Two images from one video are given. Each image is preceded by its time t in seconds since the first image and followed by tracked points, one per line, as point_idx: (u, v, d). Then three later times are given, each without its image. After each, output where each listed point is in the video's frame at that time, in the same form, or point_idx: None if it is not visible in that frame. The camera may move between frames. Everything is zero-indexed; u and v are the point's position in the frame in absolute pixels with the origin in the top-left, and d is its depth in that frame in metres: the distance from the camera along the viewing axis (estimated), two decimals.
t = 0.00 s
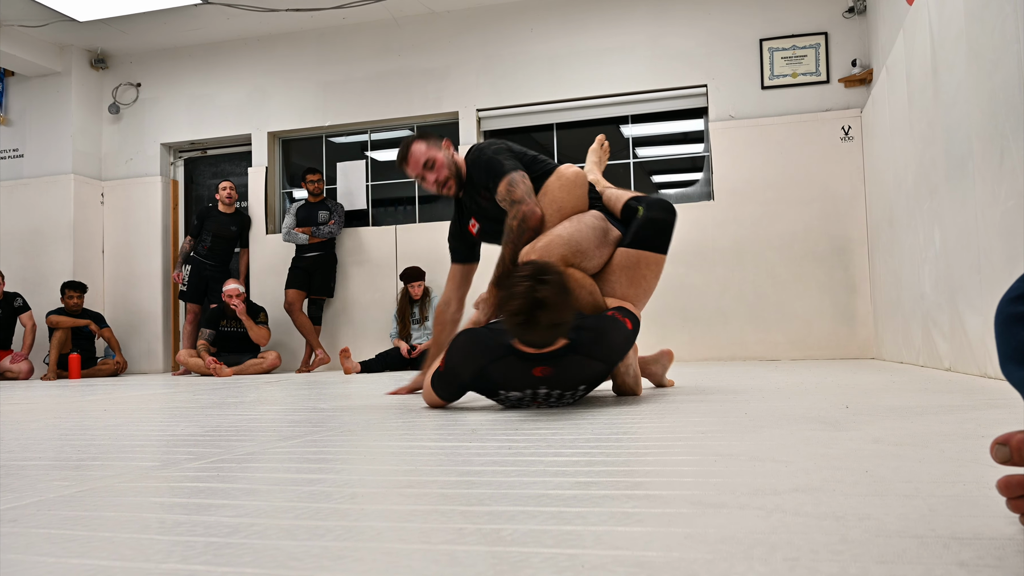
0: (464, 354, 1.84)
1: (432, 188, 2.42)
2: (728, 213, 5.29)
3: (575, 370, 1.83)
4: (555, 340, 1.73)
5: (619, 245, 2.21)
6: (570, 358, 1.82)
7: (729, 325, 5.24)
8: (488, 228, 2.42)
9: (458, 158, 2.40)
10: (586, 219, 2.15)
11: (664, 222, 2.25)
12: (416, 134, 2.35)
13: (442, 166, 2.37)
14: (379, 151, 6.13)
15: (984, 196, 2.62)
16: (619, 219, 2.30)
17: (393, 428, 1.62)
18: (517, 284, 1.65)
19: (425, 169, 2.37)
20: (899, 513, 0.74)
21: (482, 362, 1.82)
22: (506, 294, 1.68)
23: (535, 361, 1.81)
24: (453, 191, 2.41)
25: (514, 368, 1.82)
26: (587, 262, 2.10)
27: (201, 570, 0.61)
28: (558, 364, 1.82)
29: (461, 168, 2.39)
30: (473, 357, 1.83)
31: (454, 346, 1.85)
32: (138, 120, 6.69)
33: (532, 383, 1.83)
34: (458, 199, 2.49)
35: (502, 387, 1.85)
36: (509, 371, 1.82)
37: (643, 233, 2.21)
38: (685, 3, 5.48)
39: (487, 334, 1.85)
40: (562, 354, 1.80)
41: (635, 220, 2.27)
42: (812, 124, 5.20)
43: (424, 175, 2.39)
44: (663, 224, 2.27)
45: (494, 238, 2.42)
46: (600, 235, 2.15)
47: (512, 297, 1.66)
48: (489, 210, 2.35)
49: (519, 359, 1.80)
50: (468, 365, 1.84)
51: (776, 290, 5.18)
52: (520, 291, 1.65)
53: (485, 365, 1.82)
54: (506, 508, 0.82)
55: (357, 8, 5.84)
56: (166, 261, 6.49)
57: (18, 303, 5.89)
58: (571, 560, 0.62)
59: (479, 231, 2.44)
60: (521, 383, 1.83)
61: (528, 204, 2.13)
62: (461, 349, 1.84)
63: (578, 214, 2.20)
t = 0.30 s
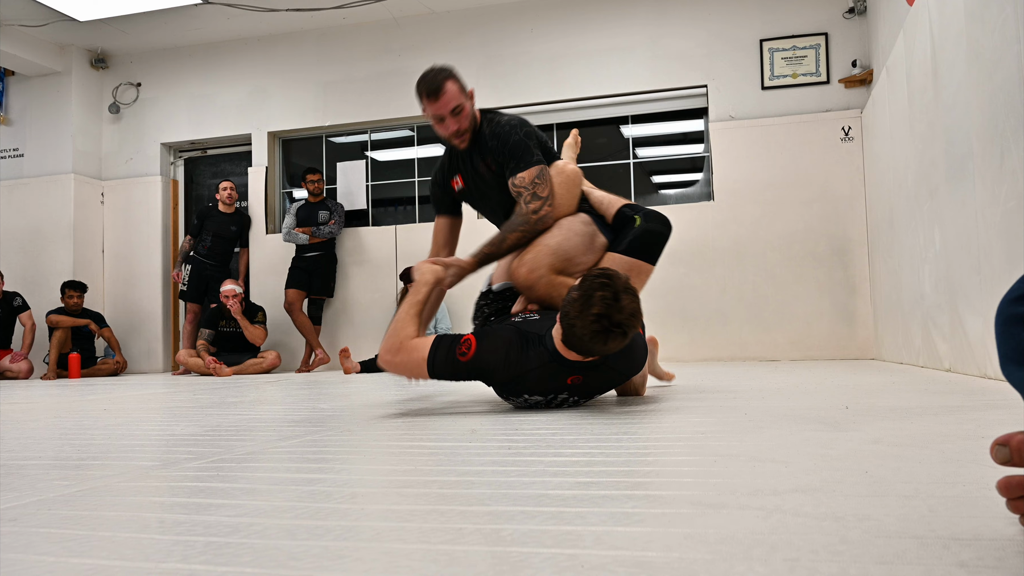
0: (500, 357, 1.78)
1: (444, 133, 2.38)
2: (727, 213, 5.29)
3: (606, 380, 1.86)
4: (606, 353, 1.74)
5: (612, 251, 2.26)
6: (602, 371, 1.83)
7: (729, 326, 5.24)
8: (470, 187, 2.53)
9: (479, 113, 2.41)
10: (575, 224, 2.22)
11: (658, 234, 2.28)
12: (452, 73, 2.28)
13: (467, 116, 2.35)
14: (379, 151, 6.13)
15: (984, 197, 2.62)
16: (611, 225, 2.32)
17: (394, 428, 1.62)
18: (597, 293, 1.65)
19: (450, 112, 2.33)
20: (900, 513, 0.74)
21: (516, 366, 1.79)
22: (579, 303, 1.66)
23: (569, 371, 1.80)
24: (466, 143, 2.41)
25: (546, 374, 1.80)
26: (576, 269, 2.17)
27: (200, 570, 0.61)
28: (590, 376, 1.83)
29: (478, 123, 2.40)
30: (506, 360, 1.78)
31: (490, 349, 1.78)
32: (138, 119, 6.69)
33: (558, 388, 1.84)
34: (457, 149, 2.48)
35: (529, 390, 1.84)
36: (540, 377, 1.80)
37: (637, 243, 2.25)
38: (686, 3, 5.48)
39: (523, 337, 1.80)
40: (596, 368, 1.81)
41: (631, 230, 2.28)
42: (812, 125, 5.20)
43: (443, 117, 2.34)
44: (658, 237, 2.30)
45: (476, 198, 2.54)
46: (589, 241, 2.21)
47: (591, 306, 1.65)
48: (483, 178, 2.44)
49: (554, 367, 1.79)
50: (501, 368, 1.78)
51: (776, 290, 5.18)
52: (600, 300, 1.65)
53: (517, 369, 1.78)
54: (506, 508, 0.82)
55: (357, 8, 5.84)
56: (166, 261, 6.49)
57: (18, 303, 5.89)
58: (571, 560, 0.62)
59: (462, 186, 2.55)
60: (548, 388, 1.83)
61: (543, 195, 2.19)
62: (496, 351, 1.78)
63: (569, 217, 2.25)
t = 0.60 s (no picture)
0: (508, 369, 1.78)
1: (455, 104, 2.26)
2: (727, 212, 5.29)
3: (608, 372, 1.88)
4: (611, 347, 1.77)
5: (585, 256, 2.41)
6: (606, 363, 1.85)
7: (729, 325, 5.24)
8: (461, 159, 2.45)
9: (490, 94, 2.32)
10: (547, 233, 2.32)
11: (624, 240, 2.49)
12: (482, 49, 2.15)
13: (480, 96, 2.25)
14: (379, 150, 6.13)
15: (984, 196, 2.62)
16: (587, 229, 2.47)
17: (392, 427, 1.62)
18: (604, 286, 1.69)
19: (469, 89, 2.22)
20: (900, 512, 0.74)
21: (523, 374, 1.78)
22: (587, 298, 1.69)
23: (576, 369, 1.81)
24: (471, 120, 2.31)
25: (554, 376, 1.81)
26: (546, 276, 2.30)
27: (202, 568, 0.62)
28: (595, 369, 1.85)
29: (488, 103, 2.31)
30: (514, 371, 1.77)
31: (497, 362, 1.77)
32: (138, 119, 6.68)
33: (566, 388, 1.85)
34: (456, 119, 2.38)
35: (540, 395, 1.84)
36: (548, 381, 1.81)
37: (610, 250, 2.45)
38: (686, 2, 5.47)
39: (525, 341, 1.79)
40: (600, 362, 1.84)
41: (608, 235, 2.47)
42: (813, 124, 5.20)
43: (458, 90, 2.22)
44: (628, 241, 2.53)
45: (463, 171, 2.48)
46: (561, 248, 2.33)
47: (600, 301, 1.69)
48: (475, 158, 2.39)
49: (561, 368, 1.80)
50: (510, 380, 1.78)
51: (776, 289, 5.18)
52: (608, 293, 1.70)
53: (526, 377, 1.78)
54: (507, 507, 0.82)
55: (358, 7, 5.84)
56: (166, 261, 6.49)
57: (18, 302, 5.89)
58: (571, 559, 0.62)
59: (455, 159, 2.45)
60: (557, 389, 1.84)
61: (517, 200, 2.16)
62: (502, 363, 1.77)
63: (540, 223, 2.34)
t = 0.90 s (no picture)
0: (517, 362, 1.77)
1: (393, 188, 2.28)
2: (727, 211, 5.29)
3: (616, 367, 1.89)
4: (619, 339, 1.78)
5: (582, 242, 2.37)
6: (613, 357, 1.88)
7: (729, 324, 5.24)
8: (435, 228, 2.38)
9: (421, 155, 2.25)
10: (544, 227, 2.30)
11: (620, 222, 2.43)
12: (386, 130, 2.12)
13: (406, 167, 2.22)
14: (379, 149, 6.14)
15: (984, 195, 2.63)
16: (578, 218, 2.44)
17: (393, 426, 1.62)
18: (608, 279, 1.69)
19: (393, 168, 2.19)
20: (901, 512, 0.74)
21: (532, 369, 1.79)
22: (592, 293, 1.70)
23: (584, 363, 1.83)
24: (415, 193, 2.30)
25: (563, 370, 1.82)
26: (548, 269, 2.29)
27: (203, 566, 0.62)
28: (601, 363, 1.87)
29: (426, 168, 2.25)
30: (524, 364, 1.77)
31: (506, 356, 1.76)
32: (138, 118, 6.68)
33: (574, 382, 1.87)
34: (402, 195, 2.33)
35: (547, 389, 1.84)
36: (557, 375, 1.82)
37: (605, 235, 2.38)
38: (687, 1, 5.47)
39: (533, 336, 1.81)
40: (607, 355, 1.86)
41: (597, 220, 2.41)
42: (813, 123, 5.19)
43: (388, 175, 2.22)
44: (623, 224, 2.46)
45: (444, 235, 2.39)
46: (560, 240, 2.32)
47: (605, 294, 1.69)
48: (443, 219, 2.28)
49: (570, 361, 1.81)
50: (519, 373, 1.77)
51: (776, 288, 5.18)
52: (613, 286, 1.69)
53: (535, 370, 1.78)
54: (507, 506, 0.82)
55: (358, 6, 5.83)
56: (167, 260, 6.49)
57: (18, 301, 5.90)
58: (572, 558, 0.62)
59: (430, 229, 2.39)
60: (566, 383, 1.85)
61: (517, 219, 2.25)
62: (511, 357, 1.76)
63: (535, 218, 2.31)
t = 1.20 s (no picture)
0: (520, 370, 1.78)
1: (342, 220, 2.23)
2: (727, 209, 5.29)
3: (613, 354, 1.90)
4: (608, 322, 1.76)
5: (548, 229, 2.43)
6: (607, 343, 1.88)
7: (730, 323, 5.24)
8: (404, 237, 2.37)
9: (359, 180, 2.24)
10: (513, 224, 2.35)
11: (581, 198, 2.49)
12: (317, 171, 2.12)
13: (349, 195, 2.19)
14: (379, 147, 6.15)
15: (984, 193, 2.63)
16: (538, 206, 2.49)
17: (393, 424, 1.62)
18: (582, 263, 1.70)
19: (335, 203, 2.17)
20: (901, 510, 0.74)
21: (534, 374, 1.80)
22: (570, 281, 1.70)
23: (581, 355, 1.83)
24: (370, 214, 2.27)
25: (562, 367, 1.83)
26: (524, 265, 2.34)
27: (203, 564, 0.62)
28: (598, 351, 1.87)
29: (367, 187, 2.26)
30: (525, 372, 1.79)
31: (505, 368, 1.76)
32: (138, 116, 6.68)
33: (578, 375, 1.88)
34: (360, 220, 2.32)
35: (553, 389, 1.86)
36: (558, 374, 1.83)
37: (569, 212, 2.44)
38: None
39: (526, 340, 1.80)
40: (602, 344, 1.86)
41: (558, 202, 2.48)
42: (813, 121, 5.19)
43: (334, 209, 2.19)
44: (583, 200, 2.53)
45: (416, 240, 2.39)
46: (529, 232, 2.38)
47: (581, 279, 1.69)
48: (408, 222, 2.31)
49: (566, 358, 1.81)
50: (523, 382, 1.78)
51: (776, 287, 5.18)
52: (587, 270, 1.69)
53: (535, 374, 1.80)
54: (508, 504, 0.82)
55: (358, 3, 5.82)
56: (167, 258, 6.49)
57: (17, 299, 5.89)
58: (572, 556, 0.62)
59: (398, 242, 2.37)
60: (570, 378, 1.86)
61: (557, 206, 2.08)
62: (511, 367, 1.77)
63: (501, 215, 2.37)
